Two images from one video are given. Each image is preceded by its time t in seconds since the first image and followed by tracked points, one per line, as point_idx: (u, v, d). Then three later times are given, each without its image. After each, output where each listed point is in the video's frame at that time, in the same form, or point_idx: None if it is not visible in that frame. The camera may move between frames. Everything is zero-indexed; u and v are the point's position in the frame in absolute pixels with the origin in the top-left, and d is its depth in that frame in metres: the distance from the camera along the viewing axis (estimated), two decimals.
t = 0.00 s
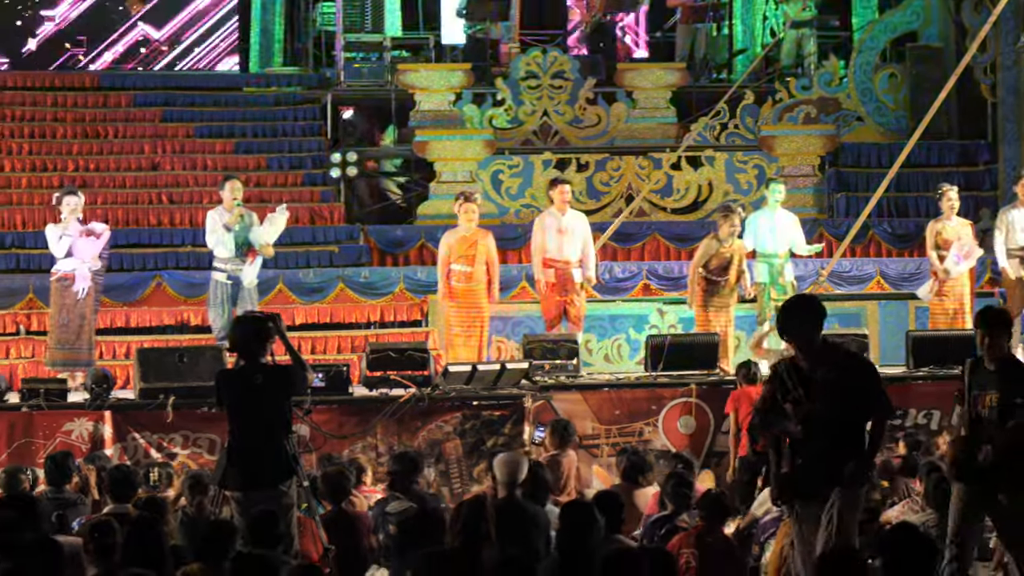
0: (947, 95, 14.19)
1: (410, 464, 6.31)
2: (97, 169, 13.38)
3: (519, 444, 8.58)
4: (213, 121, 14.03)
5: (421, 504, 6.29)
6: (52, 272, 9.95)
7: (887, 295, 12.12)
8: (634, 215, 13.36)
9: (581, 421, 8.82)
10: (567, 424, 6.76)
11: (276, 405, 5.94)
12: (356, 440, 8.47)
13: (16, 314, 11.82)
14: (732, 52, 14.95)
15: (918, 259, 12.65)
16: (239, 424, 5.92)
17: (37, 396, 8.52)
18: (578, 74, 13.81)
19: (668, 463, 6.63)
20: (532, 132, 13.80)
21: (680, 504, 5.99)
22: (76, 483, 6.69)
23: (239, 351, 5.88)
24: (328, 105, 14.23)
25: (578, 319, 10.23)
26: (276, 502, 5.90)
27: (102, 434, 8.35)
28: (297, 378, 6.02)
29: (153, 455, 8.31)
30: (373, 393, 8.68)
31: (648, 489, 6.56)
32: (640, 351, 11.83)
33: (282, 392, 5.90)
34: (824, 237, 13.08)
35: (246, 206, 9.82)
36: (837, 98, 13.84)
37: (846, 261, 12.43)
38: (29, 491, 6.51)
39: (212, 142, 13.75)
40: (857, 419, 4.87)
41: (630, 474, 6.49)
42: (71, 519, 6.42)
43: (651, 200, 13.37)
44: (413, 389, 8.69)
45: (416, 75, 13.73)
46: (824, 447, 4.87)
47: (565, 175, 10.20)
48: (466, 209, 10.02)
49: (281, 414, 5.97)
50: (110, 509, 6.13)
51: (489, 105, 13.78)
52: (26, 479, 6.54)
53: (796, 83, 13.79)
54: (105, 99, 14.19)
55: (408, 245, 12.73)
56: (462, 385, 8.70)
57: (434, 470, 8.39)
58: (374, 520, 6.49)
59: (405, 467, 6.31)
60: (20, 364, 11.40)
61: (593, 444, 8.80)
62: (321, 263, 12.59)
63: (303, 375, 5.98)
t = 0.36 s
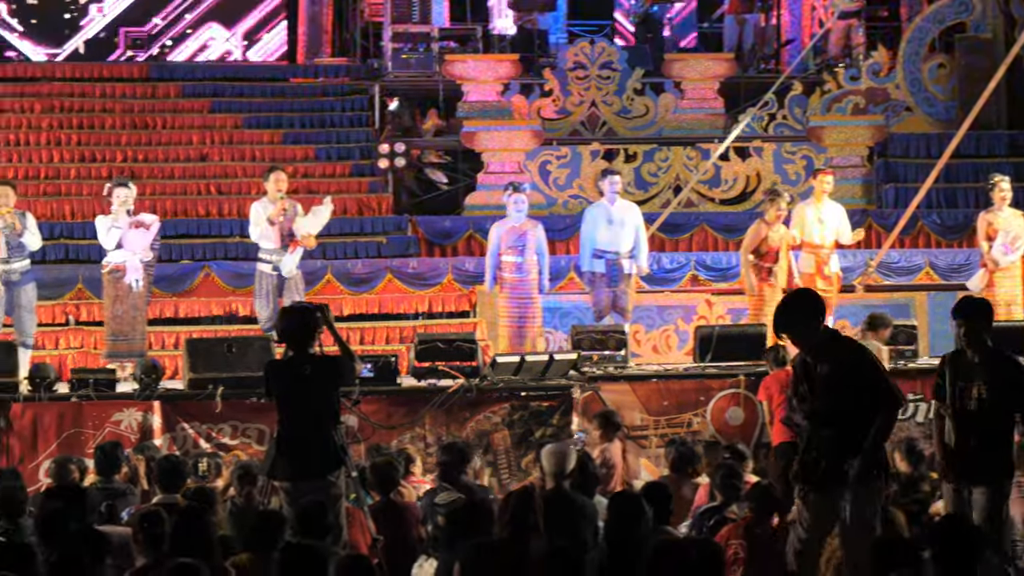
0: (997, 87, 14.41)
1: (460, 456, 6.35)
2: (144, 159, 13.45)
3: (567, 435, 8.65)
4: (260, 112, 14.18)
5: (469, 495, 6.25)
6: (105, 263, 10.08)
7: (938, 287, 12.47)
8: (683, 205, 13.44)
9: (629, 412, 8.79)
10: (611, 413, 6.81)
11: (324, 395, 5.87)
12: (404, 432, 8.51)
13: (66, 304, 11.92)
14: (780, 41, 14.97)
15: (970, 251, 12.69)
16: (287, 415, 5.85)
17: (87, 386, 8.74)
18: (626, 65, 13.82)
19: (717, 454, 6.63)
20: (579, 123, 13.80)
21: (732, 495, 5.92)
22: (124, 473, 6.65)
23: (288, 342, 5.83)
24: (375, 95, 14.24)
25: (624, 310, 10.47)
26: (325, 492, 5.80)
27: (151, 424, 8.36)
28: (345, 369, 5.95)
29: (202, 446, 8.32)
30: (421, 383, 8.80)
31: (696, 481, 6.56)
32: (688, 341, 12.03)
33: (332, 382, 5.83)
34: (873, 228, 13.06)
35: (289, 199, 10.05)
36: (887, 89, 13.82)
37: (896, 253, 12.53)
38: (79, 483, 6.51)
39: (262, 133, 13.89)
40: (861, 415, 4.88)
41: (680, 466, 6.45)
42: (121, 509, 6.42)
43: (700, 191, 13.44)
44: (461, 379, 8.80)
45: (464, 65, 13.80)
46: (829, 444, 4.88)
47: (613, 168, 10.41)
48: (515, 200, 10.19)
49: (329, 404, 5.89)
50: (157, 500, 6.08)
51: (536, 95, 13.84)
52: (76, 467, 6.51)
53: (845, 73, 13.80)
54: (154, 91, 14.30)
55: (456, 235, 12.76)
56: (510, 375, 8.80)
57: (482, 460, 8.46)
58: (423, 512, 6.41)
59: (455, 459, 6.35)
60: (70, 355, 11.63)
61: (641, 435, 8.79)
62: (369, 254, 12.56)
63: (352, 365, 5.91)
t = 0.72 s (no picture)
0: None
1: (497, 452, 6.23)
2: (182, 157, 13.65)
3: (604, 431, 8.74)
4: (296, 110, 14.36)
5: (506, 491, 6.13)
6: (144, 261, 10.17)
7: (972, 280, 12.56)
8: (721, 200, 13.45)
9: (666, 408, 8.97)
10: (646, 410, 6.81)
11: (361, 392, 5.66)
12: (441, 428, 8.61)
13: (104, 302, 11.96)
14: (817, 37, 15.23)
15: (1004, 245, 12.74)
16: (323, 412, 5.63)
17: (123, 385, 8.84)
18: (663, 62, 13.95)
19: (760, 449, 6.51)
20: (616, 119, 13.93)
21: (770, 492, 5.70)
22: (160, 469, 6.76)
23: (324, 339, 5.60)
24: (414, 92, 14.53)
25: (663, 307, 10.45)
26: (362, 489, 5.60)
27: (187, 422, 8.54)
28: (382, 364, 5.75)
29: (239, 443, 8.50)
30: (458, 380, 8.78)
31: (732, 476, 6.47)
32: (725, 337, 12.13)
33: (371, 379, 5.63)
34: (911, 224, 13.08)
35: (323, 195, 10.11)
36: (923, 83, 14.02)
37: (932, 247, 12.54)
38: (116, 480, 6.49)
39: (300, 131, 14.05)
40: (852, 414, 4.45)
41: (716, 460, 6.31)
42: (157, 506, 6.41)
43: (736, 186, 13.47)
44: (498, 375, 8.81)
45: (501, 62, 13.91)
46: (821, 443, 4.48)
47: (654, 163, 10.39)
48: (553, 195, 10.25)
49: (366, 401, 5.69)
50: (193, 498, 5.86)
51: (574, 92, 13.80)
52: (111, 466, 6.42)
53: (882, 67, 13.96)
54: (191, 87, 14.60)
55: (493, 232, 12.81)
56: (547, 371, 8.76)
57: (520, 456, 8.56)
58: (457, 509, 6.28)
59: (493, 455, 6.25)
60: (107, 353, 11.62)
61: (678, 430, 8.96)
62: (407, 251, 12.65)
63: (389, 361, 5.71)
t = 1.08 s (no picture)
0: None
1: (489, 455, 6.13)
2: (174, 162, 13.64)
3: (598, 434, 8.70)
4: (288, 113, 14.33)
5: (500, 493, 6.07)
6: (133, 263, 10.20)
7: (964, 284, 12.47)
8: (712, 203, 13.48)
9: (660, 411, 8.92)
10: (639, 412, 6.75)
11: (354, 396, 5.64)
12: (434, 431, 8.60)
13: (95, 307, 11.96)
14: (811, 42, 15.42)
15: (997, 247, 12.88)
16: (315, 416, 5.61)
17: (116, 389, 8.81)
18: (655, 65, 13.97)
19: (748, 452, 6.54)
20: (609, 122, 13.89)
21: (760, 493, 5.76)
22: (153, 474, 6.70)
23: (317, 342, 5.58)
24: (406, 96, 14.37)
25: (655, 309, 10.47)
26: (355, 493, 5.58)
27: (180, 427, 8.48)
28: (375, 368, 5.72)
29: (232, 448, 8.43)
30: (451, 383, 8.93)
31: (726, 479, 6.47)
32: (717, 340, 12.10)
33: (363, 383, 5.61)
34: (903, 226, 13.13)
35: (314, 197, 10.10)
36: (914, 85, 13.94)
37: (924, 249, 12.73)
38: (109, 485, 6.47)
39: (293, 135, 14.05)
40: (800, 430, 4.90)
41: (708, 463, 6.41)
42: (150, 510, 6.39)
43: (729, 188, 13.55)
44: (490, 378, 8.91)
45: (492, 65, 13.92)
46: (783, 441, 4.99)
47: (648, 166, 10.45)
48: (543, 199, 10.22)
49: (359, 405, 5.66)
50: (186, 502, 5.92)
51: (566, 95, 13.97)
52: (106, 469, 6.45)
53: (874, 70, 13.90)
54: (183, 92, 14.57)
55: (486, 235, 12.79)
56: (540, 374, 8.92)
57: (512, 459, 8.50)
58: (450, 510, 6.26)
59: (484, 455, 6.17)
60: (99, 358, 11.66)
61: (671, 433, 8.90)
62: (400, 254, 12.66)
63: (382, 365, 5.68)
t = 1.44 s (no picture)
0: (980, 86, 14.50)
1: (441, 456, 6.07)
2: (130, 168, 13.62)
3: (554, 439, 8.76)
4: (243, 118, 14.30)
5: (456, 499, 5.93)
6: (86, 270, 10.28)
7: (920, 287, 12.70)
8: (669, 207, 13.55)
9: (615, 417, 8.98)
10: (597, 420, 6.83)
11: (309, 402, 5.56)
12: (390, 437, 8.66)
13: (50, 314, 11.96)
14: (767, 44, 15.33)
15: (953, 250, 12.80)
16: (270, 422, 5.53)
17: (72, 397, 8.78)
18: (611, 70, 14.13)
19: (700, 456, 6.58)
20: (565, 127, 14.06)
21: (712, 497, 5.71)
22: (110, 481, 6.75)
23: (271, 349, 5.55)
24: (362, 101, 14.31)
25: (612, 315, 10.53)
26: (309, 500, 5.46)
27: (135, 433, 8.54)
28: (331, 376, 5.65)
29: (187, 454, 8.52)
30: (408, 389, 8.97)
31: (681, 484, 6.50)
32: (674, 344, 12.29)
33: (317, 387, 5.53)
34: (858, 230, 12.98)
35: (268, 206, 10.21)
36: (870, 89, 14.09)
37: (879, 253, 12.65)
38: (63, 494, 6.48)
39: (247, 140, 14.03)
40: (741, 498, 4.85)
41: (663, 468, 6.28)
42: (104, 519, 6.33)
43: (685, 194, 13.59)
44: (447, 385, 8.90)
45: (450, 70, 14.01)
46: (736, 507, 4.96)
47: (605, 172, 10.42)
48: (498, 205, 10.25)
49: (314, 412, 5.58)
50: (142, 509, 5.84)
51: (522, 100, 14.13)
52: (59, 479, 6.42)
53: (830, 73, 14.13)
54: (138, 98, 14.48)
55: (443, 240, 12.74)
56: (496, 380, 8.89)
57: (468, 464, 8.57)
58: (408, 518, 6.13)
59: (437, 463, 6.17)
60: (54, 364, 11.63)
61: (627, 438, 8.97)
62: (355, 260, 12.69)
63: (337, 371, 5.62)
